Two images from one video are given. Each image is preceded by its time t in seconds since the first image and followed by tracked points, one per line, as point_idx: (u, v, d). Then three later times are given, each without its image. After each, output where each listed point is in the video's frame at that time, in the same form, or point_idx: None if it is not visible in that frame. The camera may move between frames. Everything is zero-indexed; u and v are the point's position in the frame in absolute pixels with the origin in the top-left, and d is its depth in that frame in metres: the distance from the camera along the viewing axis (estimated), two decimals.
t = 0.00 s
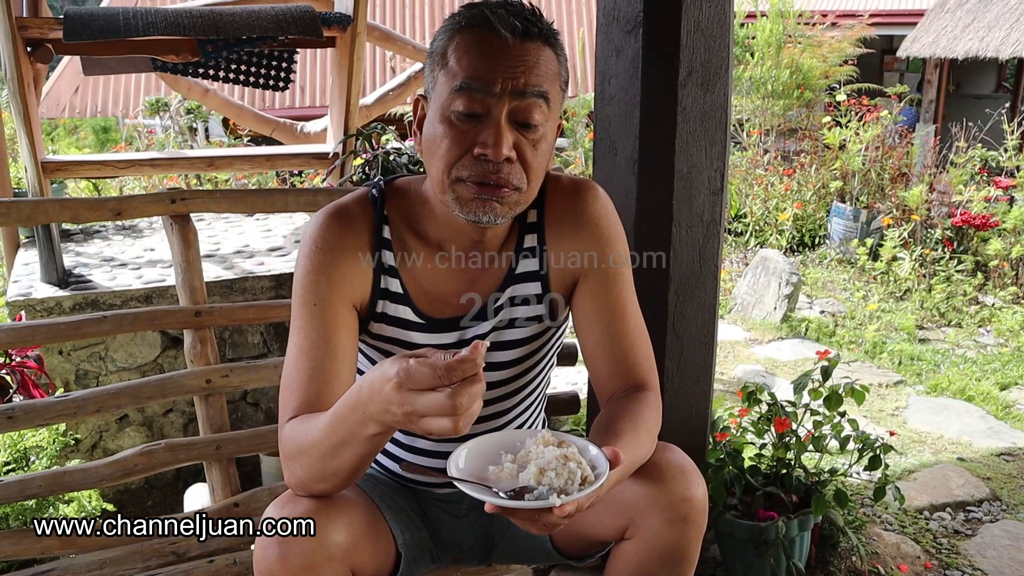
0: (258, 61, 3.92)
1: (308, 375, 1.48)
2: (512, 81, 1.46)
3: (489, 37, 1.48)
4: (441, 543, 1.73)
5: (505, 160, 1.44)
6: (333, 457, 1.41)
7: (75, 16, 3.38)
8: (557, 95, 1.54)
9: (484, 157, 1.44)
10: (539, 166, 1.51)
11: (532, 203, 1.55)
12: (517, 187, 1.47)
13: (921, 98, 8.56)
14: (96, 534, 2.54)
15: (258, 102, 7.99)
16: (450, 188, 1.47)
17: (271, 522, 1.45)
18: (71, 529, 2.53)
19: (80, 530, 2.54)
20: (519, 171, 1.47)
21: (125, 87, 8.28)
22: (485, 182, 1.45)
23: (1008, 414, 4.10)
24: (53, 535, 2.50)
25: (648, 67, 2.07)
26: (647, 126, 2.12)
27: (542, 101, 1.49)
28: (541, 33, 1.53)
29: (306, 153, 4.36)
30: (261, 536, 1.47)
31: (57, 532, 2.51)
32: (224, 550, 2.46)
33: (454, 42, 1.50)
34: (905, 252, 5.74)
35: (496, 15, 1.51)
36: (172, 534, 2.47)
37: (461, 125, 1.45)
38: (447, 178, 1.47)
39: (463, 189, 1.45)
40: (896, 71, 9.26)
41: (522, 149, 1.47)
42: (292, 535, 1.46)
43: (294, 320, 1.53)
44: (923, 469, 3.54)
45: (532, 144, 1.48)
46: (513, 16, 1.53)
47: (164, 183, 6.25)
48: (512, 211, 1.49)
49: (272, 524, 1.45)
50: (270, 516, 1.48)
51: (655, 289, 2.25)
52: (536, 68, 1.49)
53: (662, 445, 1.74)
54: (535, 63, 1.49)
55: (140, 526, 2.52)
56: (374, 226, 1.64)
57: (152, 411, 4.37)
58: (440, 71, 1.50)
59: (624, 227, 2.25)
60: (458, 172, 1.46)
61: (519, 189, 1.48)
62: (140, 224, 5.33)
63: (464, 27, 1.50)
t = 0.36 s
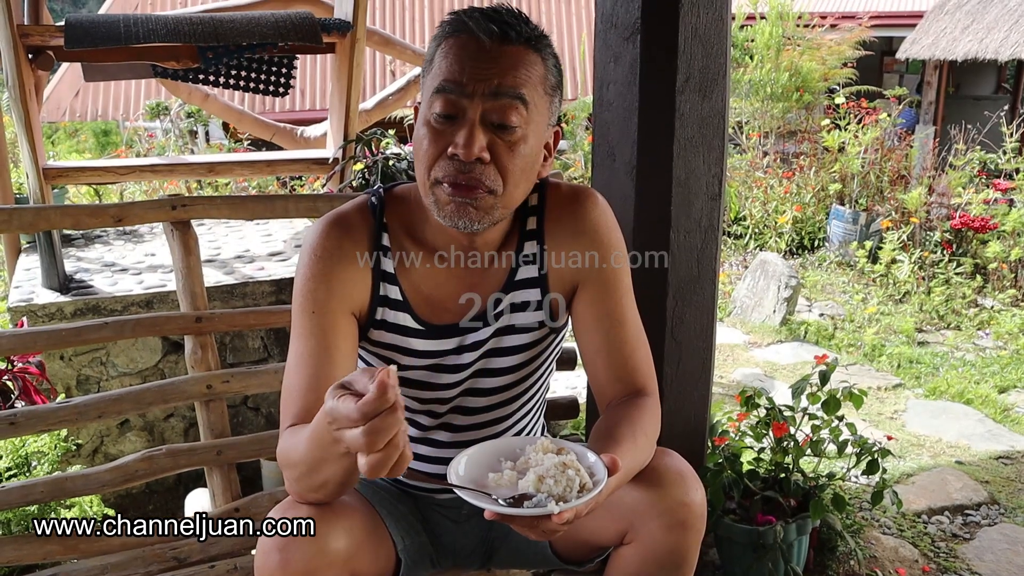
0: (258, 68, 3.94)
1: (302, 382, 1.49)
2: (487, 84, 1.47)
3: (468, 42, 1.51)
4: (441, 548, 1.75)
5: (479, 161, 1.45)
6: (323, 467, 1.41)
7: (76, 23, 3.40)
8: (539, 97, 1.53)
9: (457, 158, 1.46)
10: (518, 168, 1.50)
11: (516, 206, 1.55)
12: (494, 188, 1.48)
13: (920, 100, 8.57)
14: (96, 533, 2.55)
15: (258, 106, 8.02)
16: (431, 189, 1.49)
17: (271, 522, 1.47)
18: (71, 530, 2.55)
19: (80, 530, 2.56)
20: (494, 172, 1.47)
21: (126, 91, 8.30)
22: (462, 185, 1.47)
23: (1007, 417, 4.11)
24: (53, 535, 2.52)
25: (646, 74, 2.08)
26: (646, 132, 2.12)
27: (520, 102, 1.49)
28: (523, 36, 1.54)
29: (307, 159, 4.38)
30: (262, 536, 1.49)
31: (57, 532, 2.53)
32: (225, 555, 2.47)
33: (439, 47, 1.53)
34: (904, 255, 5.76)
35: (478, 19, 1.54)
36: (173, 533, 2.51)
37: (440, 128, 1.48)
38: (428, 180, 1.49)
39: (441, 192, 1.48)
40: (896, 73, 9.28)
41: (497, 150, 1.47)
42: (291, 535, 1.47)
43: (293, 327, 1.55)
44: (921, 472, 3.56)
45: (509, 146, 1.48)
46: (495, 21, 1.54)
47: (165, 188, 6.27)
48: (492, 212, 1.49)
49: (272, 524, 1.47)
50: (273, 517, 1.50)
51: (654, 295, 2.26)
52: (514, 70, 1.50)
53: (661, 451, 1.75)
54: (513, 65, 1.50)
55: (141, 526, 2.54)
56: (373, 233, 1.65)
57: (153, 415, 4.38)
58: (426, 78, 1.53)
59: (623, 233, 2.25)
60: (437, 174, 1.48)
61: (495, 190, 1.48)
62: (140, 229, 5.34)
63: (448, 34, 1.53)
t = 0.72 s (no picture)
0: (261, 70, 3.95)
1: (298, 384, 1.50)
2: (481, 86, 1.48)
3: (463, 44, 1.51)
4: (442, 548, 1.75)
5: (473, 161, 1.46)
6: (318, 464, 1.42)
7: (80, 27, 3.42)
8: (534, 97, 1.54)
9: (451, 159, 1.47)
10: (513, 168, 1.51)
11: (513, 206, 1.56)
12: (489, 189, 1.49)
13: (924, 100, 8.56)
14: (96, 533, 2.57)
15: (262, 108, 8.03)
16: (428, 190, 1.50)
17: (271, 522, 1.48)
18: (71, 529, 2.56)
19: (80, 531, 2.57)
20: (488, 172, 1.48)
21: (131, 94, 8.33)
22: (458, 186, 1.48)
23: (1010, 418, 4.10)
24: (53, 535, 2.54)
25: (647, 75, 2.08)
26: (648, 133, 2.13)
27: (515, 103, 1.50)
28: (519, 37, 1.54)
29: (309, 161, 4.38)
30: (262, 536, 1.50)
31: (57, 532, 2.55)
32: (228, 555, 2.48)
33: (435, 48, 1.54)
34: (908, 256, 5.75)
35: (474, 20, 1.54)
36: (173, 534, 2.54)
37: (436, 130, 1.49)
38: (423, 181, 1.50)
39: (437, 193, 1.49)
40: (899, 73, 9.27)
41: (492, 150, 1.48)
42: (291, 535, 1.48)
43: (293, 328, 1.56)
44: (924, 473, 3.55)
45: (504, 146, 1.49)
46: (488, 22, 1.55)
47: (169, 190, 6.29)
48: (487, 213, 1.50)
49: (272, 524, 1.48)
50: (274, 516, 1.51)
51: (655, 296, 2.26)
52: (510, 72, 1.50)
53: (662, 451, 1.76)
54: (509, 66, 1.50)
55: (141, 526, 2.57)
56: (373, 235, 1.66)
57: (157, 417, 4.40)
58: (422, 81, 1.54)
59: (624, 234, 2.25)
60: (433, 175, 1.49)
61: (490, 191, 1.49)
62: (144, 231, 5.36)
63: (443, 36, 1.54)
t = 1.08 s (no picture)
0: (265, 70, 3.96)
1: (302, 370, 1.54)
2: (475, 84, 1.49)
3: (457, 44, 1.52)
4: (446, 547, 1.76)
5: (466, 162, 1.46)
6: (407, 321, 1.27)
7: (85, 27, 3.43)
8: (529, 95, 1.54)
9: (445, 158, 1.46)
10: (507, 167, 1.50)
11: (508, 208, 1.56)
12: (480, 190, 1.48)
13: (929, 100, 8.54)
14: (97, 534, 2.56)
15: (266, 108, 8.05)
16: (423, 190, 1.51)
17: (272, 523, 1.49)
18: (71, 529, 2.55)
19: (79, 531, 2.57)
20: (482, 172, 1.47)
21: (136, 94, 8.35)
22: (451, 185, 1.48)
23: (1014, 418, 4.10)
24: (52, 535, 2.53)
25: (651, 75, 2.08)
26: (651, 134, 2.13)
27: (509, 102, 1.50)
28: (516, 38, 1.55)
29: (313, 161, 4.39)
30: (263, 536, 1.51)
31: (57, 533, 2.54)
32: (232, 554, 2.49)
33: (431, 50, 1.55)
34: (912, 255, 5.73)
35: (469, 23, 1.55)
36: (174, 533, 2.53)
37: (430, 130, 1.49)
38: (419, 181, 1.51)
39: (431, 192, 1.49)
40: (905, 73, 9.24)
41: (485, 149, 1.47)
42: (292, 535, 1.48)
43: (296, 328, 1.58)
44: (928, 473, 3.55)
45: (498, 145, 1.48)
46: (483, 23, 1.56)
47: (174, 191, 6.31)
48: (482, 214, 1.50)
49: (272, 524, 1.48)
50: (275, 516, 1.52)
51: (658, 297, 2.27)
52: (505, 72, 1.51)
53: (665, 450, 1.76)
54: (505, 66, 1.51)
55: (141, 526, 2.56)
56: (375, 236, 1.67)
57: (162, 416, 4.41)
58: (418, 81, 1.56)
59: (627, 235, 2.26)
60: (428, 176, 1.49)
61: (484, 190, 1.49)
62: (149, 231, 5.38)
63: (438, 38, 1.55)
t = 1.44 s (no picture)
0: (269, 70, 3.98)
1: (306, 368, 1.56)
2: (469, 88, 1.50)
3: (450, 48, 1.53)
4: (449, 546, 1.77)
5: (461, 166, 1.47)
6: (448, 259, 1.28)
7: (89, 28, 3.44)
8: (524, 97, 1.54)
9: (440, 164, 1.48)
10: (504, 170, 1.50)
11: (507, 210, 1.56)
12: (478, 193, 1.49)
13: (932, 101, 8.53)
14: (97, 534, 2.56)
15: (270, 109, 8.06)
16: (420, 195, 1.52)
17: (273, 522, 1.50)
18: (71, 529, 2.55)
19: (79, 530, 2.57)
20: (477, 176, 1.48)
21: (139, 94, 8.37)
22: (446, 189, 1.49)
23: (1017, 419, 4.10)
24: (52, 535, 2.52)
25: (653, 76, 2.09)
26: (653, 134, 2.13)
27: (504, 106, 1.51)
28: (509, 41, 1.56)
29: (316, 161, 4.40)
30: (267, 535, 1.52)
31: (57, 532, 2.54)
32: (236, 552, 2.50)
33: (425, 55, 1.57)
34: (915, 256, 5.73)
35: (461, 27, 1.56)
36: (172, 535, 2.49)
37: (425, 134, 1.50)
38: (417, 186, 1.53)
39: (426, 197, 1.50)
40: (908, 73, 9.23)
41: (480, 153, 1.48)
42: (291, 534, 1.49)
43: (301, 331, 1.59)
44: (930, 474, 3.55)
45: (493, 148, 1.48)
46: (476, 27, 1.56)
47: (177, 191, 6.33)
48: (480, 217, 1.51)
49: (273, 524, 1.49)
50: (279, 516, 1.54)
51: (660, 297, 2.27)
52: (498, 76, 1.51)
53: (669, 448, 1.76)
54: (498, 69, 1.52)
55: (141, 526, 2.56)
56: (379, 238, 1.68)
57: (165, 415, 4.42)
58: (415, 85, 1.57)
59: (629, 235, 2.26)
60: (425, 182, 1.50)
61: (481, 193, 1.50)
62: (153, 230, 5.40)
63: (432, 41, 1.57)
